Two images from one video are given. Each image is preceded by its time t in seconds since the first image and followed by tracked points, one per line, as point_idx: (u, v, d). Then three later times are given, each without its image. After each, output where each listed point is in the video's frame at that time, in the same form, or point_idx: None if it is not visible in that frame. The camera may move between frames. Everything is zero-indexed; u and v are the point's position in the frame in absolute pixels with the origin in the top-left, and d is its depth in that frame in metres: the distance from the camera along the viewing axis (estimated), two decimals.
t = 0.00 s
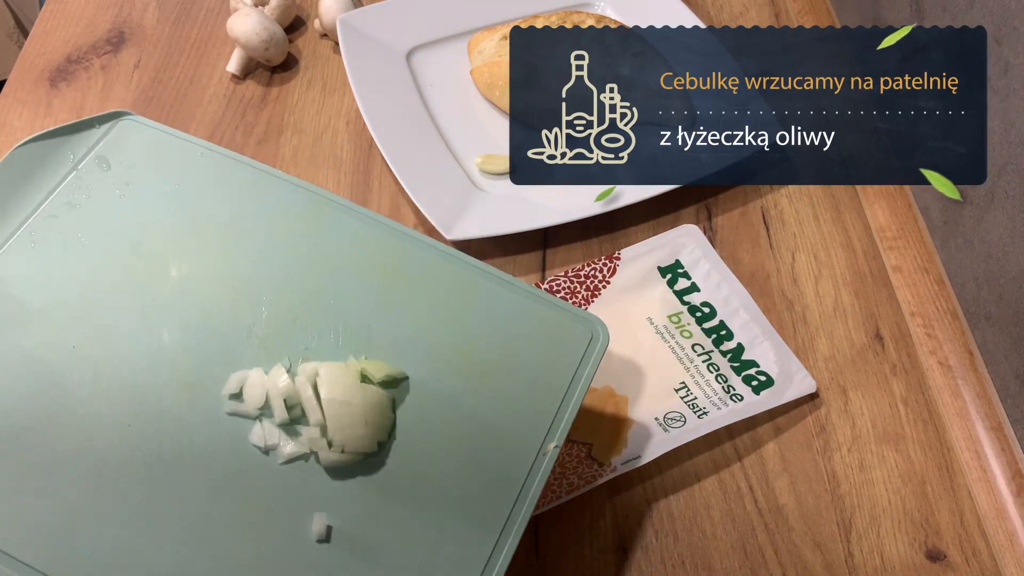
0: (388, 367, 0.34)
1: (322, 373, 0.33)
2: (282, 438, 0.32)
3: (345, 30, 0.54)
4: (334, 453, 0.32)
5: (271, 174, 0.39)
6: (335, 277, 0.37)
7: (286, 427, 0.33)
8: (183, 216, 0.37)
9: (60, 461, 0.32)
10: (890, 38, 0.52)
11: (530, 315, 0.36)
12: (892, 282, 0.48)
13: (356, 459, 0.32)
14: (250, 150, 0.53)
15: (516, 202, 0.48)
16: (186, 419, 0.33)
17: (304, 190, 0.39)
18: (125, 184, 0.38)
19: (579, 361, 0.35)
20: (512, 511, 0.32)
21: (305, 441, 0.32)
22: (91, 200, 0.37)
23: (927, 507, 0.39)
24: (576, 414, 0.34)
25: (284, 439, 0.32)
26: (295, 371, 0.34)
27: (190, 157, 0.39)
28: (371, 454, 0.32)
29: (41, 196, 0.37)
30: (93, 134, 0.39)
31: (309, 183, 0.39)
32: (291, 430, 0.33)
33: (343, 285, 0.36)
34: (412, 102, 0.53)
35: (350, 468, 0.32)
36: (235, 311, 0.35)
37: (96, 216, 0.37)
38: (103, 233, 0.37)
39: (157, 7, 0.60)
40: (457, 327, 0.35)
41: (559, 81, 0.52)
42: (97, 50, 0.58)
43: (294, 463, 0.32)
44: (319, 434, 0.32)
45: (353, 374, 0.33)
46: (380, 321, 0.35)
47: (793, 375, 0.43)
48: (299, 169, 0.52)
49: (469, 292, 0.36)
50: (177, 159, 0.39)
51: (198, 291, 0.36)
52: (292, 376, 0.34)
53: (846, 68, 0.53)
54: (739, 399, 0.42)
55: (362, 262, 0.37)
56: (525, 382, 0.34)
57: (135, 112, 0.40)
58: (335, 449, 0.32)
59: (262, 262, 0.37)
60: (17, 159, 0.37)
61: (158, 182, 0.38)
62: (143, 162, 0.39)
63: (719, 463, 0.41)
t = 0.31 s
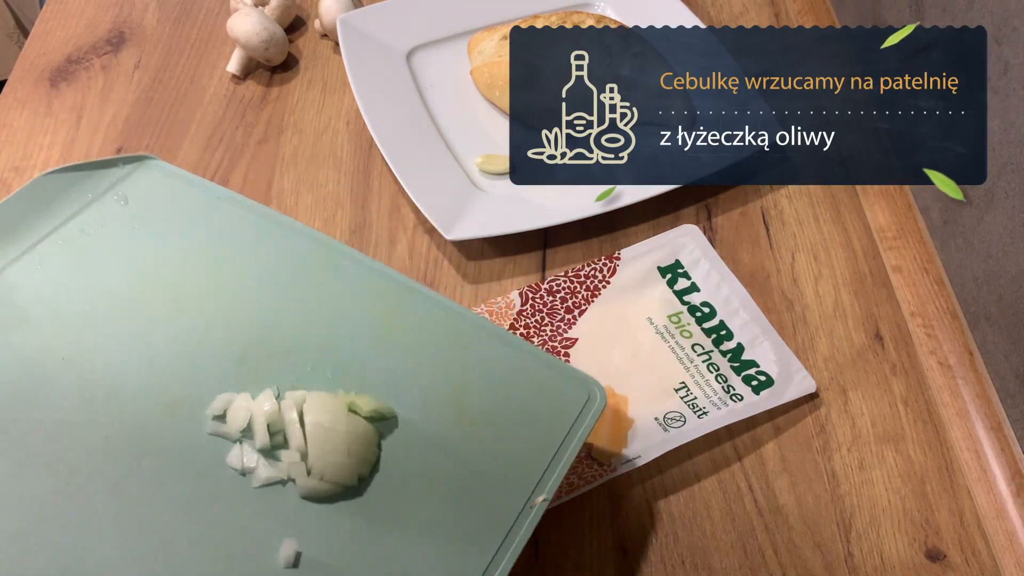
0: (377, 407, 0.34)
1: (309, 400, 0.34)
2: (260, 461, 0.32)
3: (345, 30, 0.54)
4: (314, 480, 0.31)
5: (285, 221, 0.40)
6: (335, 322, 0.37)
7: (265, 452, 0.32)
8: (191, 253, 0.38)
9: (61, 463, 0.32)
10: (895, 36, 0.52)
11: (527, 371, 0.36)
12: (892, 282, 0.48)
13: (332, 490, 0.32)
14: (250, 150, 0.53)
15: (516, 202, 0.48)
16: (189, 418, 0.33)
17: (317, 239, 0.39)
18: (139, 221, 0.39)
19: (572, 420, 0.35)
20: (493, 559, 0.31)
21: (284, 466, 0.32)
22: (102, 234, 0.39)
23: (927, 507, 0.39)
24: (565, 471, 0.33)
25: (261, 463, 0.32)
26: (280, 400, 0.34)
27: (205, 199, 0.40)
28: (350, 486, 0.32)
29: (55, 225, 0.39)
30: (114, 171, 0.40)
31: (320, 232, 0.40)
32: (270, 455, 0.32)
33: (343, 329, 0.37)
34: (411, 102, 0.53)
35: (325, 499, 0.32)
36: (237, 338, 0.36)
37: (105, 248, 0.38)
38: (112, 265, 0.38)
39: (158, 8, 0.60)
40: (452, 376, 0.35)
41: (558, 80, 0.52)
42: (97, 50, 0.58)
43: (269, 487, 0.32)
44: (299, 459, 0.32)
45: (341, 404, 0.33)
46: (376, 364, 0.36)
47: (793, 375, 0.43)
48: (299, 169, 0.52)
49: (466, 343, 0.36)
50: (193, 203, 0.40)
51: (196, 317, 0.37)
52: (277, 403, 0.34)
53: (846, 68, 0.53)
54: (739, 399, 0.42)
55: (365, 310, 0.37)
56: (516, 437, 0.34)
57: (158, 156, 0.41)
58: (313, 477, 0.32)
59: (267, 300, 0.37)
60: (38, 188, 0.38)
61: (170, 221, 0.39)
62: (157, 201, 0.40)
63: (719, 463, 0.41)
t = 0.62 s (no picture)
0: (361, 449, 0.33)
1: (288, 434, 0.33)
2: (229, 492, 0.32)
3: (346, 30, 0.55)
4: (281, 516, 0.31)
5: (302, 256, 0.39)
6: (342, 367, 0.36)
7: (236, 483, 0.32)
8: (204, 276, 0.39)
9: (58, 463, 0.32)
10: (898, 35, 0.52)
11: (535, 424, 0.34)
12: (892, 282, 0.48)
13: (298, 530, 0.31)
14: (250, 150, 0.53)
15: (516, 203, 0.48)
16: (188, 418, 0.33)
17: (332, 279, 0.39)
18: (155, 241, 0.39)
19: (575, 481, 0.33)
20: None
21: (253, 500, 0.31)
22: (114, 251, 0.39)
23: (927, 507, 0.39)
24: (562, 532, 0.31)
25: (230, 495, 0.32)
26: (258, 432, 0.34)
27: (226, 224, 0.40)
28: (318, 527, 0.31)
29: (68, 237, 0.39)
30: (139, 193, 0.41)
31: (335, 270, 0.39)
32: (241, 487, 0.32)
33: (352, 372, 0.36)
34: (411, 102, 0.53)
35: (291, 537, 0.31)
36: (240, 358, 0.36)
37: (115, 264, 0.39)
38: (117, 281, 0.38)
39: (157, 8, 0.60)
40: (454, 421, 0.34)
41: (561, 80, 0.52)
42: (97, 50, 0.58)
43: (234, 520, 0.31)
44: (270, 494, 0.31)
45: (320, 441, 0.33)
46: (380, 410, 0.35)
47: (793, 375, 0.43)
48: (298, 169, 0.52)
49: (473, 392, 0.35)
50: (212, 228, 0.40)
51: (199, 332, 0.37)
52: (254, 435, 0.33)
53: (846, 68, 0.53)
54: (739, 399, 0.42)
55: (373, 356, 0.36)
56: (514, 495, 0.32)
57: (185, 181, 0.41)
58: (282, 514, 0.31)
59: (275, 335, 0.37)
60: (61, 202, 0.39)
61: (187, 241, 0.39)
62: (178, 222, 0.40)
63: (719, 463, 0.41)
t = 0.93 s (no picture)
0: (384, 434, 0.34)
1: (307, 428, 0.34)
2: (255, 489, 0.33)
3: (345, 30, 0.55)
4: (300, 519, 0.32)
5: (340, 217, 0.42)
6: (372, 336, 0.38)
7: (261, 480, 0.33)
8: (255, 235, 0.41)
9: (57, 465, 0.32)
10: (898, 35, 0.52)
11: (569, 401, 0.36)
12: (892, 282, 0.48)
13: (320, 532, 0.32)
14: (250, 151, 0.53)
15: (516, 203, 0.48)
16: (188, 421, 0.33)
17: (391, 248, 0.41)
18: (204, 196, 0.43)
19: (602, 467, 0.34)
20: None
21: (275, 500, 0.33)
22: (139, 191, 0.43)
23: (927, 508, 0.39)
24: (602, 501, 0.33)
25: (256, 492, 0.33)
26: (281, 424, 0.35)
27: (261, 174, 0.44)
28: (339, 528, 0.32)
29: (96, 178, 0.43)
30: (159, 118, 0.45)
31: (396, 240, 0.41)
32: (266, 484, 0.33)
33: (390, 338, 0.38)
34: (411, 102, 0.53)
35: (315, 538, 0.32)
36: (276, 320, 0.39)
37: (145, 201, 0.43)
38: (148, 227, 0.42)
39: (158, 8, 0.60)
40: (489, 384, 0.36)
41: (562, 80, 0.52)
42: (97, 50, 0.58)
43: (259, 518, 0.33)
44: (290, 498, 0.32)
45: (339, 437, 0.33)
46: (405, 377, 0.37)
47: (793, 375, 0.43)
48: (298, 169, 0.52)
49: (502, 359, 0.37)
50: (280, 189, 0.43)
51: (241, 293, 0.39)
52: (276, 430, 0.34)
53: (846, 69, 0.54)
54: (739, 399, 0.42)
55: (412, 324, 0.38)
56: (550, 464, 0.35)
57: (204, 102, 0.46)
58: (303, 516, 0.32)
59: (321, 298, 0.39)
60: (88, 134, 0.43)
61: (245, 195, 0.43)
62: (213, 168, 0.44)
63: (719, 463, 0.41)
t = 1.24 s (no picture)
0: (377, 539, 0.32)
1: (303, 514, 0.32)
2: None
3: (346, 31, 0.55)
4: None
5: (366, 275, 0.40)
6: (384, 415, 0.36)
7: (245, 565, 0.31)
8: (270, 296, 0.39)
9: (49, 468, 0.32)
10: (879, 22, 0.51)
11: (577, 530, 0.32)
12: (892, 282, 0.48)
13: None
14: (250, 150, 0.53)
15: (516, 203, 0.48)
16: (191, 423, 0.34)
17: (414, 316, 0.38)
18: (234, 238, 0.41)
19: None
20: None
21: None
22: (179, 215, 0.42)
23: (927, 508, 0.39)
24: None
25: None
26: (274, 509, 0.33)
27: (301, 215, 0.42)
28: None
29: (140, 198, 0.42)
30: (212, 142, 0.44)
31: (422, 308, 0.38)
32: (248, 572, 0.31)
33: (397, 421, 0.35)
34: (412, 102, 0.53)
35: None
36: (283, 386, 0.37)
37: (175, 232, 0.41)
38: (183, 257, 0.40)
39: (158, 8, 0.61)
40: (493, 493, 0.33)
41: (557, 77, 0.50)
42: (97, 50, 0.58)
43: None
44: None
45: (331, 535, 0.31)
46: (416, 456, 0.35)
47: (793, 375, 0.43)
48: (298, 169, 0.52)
49: (521, 460, 0.34)
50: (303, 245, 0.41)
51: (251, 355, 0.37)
52: (268, 515, 0.32)
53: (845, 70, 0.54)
54: (739, 399, 0.42)
55: (427, 400, 0.36)
56: None
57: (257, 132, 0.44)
58: None
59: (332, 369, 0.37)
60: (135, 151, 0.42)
61: (274, 241, 0.41)
62: (258, 201, 0.42)
63: (719, 463, 0.41)
